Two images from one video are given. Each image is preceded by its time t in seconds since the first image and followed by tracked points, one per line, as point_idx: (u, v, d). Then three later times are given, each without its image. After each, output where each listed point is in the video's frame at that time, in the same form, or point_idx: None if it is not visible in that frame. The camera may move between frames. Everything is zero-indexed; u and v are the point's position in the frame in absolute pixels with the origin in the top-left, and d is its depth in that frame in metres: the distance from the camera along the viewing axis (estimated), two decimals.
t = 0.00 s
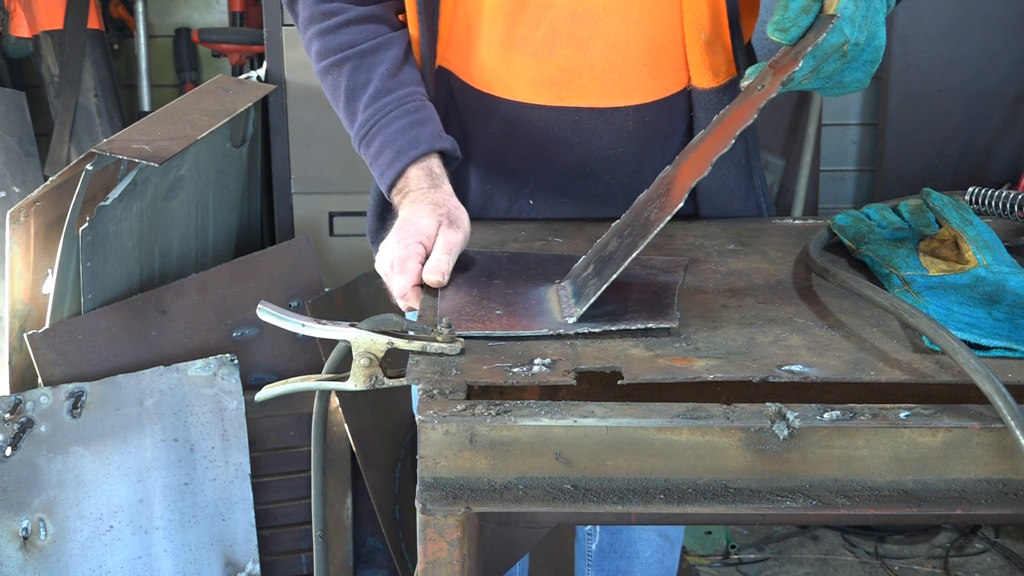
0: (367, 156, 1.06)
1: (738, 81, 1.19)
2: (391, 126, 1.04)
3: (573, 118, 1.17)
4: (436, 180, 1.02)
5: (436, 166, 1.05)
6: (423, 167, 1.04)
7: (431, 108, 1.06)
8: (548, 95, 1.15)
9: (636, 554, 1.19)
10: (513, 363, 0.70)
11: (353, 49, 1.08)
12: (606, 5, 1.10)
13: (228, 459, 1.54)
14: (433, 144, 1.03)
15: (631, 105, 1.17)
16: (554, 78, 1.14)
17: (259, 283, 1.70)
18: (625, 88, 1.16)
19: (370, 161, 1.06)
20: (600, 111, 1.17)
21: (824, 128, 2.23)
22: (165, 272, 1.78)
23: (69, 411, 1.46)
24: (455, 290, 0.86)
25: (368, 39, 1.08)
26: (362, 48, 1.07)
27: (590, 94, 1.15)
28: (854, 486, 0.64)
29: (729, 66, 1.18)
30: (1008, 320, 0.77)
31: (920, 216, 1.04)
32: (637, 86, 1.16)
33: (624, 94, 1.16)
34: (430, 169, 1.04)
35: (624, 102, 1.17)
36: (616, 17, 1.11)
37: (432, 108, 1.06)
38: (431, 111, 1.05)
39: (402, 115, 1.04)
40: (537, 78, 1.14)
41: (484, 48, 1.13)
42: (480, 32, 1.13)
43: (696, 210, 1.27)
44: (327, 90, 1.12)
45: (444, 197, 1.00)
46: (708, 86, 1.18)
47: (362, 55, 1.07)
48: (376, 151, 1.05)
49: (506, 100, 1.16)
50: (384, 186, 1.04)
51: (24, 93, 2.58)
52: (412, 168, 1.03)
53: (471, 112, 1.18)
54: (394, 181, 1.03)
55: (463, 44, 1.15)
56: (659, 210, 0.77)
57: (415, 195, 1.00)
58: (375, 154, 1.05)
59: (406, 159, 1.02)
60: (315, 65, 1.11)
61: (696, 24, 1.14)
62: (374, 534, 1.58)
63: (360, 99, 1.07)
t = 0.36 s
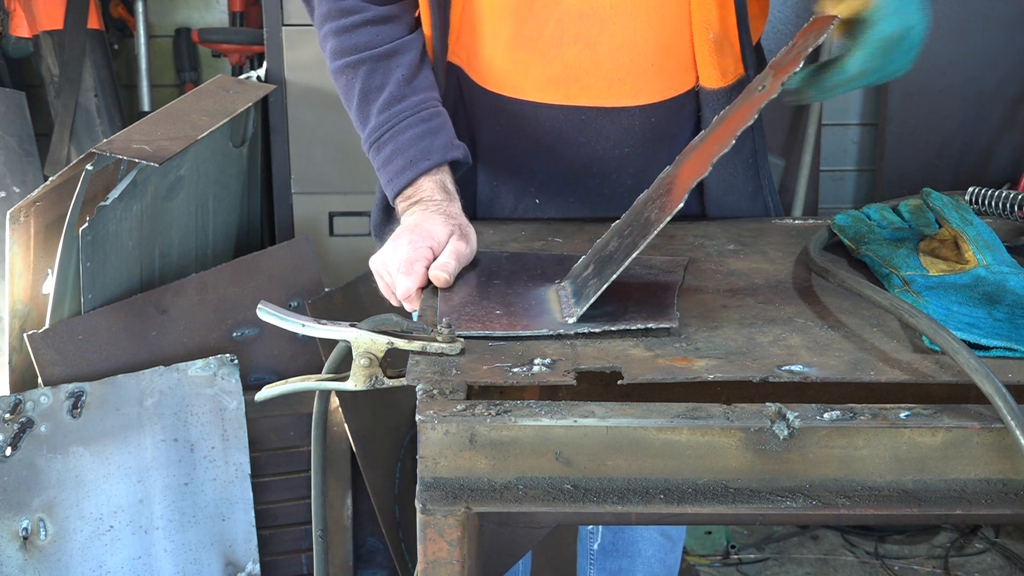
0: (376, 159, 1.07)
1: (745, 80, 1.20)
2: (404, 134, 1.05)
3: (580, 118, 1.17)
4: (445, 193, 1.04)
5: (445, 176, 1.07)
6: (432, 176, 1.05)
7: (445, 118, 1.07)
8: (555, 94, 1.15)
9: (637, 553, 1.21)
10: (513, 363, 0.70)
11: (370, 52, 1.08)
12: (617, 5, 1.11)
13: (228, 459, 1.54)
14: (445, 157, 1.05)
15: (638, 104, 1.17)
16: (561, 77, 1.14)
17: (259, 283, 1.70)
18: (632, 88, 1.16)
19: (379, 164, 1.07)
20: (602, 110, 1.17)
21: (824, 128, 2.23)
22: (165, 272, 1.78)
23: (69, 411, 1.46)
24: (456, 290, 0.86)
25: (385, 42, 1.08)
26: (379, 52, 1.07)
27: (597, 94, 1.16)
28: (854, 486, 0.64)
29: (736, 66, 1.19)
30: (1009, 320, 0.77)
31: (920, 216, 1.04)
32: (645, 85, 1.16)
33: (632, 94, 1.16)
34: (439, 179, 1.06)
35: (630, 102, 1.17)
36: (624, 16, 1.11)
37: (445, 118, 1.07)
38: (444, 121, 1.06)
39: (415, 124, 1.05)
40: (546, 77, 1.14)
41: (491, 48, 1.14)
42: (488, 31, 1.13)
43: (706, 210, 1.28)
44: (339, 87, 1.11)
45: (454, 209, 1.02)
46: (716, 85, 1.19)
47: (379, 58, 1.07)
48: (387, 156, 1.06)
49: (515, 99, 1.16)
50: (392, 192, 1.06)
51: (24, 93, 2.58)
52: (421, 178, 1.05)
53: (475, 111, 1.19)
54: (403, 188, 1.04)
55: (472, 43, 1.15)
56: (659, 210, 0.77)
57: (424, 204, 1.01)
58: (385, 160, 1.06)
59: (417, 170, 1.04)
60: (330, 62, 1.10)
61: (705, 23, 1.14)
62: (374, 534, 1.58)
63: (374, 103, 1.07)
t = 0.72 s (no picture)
0: (380, 158, 1.08)
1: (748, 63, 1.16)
2: (408, 136, 1.05)
3: (585, 114, 1.17)
4: (448, 197, 1.05)
5: (449, 179, 1.08)
6: (436, 179, 1.06)
7: (450, 121, 1.07)
8: (559, 89, 1.16)
9: (638, 551, 1.21)
10: (513, 363, 0.70)
11: (376, 50, 1.07)
12: None
13: (228, 459, 1.54)
14: (448, 161, 1.06)
15: (644, 99, 1.16)
16: (564, 72, 1.14)
17: (259, 284, 1.70)
18: (638, 81, 1.15)
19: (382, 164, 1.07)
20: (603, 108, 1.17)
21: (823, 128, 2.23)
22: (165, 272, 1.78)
23: (69, 411, 1.46)
24: (456, 290, 0.86)
25: (391, 41, 1.08)
26: (386, 51, 1.07)
27: (601, 89, 1.15)
28: (854, 486, 0.64)
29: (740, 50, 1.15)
30: (1009, 320, 0.77)
31: (920, 216, 1.04)
32: (651, 78, 1.15)
33: (639, 88, 1.15)
34: (443, 182, 1.07)
35: (635, 97, 1.16)
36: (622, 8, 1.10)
37: (451, 120, 1.08)
38: (450, 124, 1.07)
39: (420, 127, 1.05)
40: (550, 72, 1.14)
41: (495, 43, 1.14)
42: (490, 27, 1.14)
43: (712, 211, 1.28)
44: (346, 82, 1.11)
45: (457, 212, 1.03)
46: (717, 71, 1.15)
47: (385, 57, 1.07)
48: (391, 157, 1.06)
49: (522, 94, 1.17)
50: (395, 194, 1.06)
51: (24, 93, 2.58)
52: (424, 181, 1.05)
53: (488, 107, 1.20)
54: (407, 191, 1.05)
55: (478, 39, 1.17)
56: (659, 210, 0.77)
57: (428, 206, 1.02)
58: (389, 160, 1.06)
59: (420, 173, 1.05)
60: (337, 59, 1.10)
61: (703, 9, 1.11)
62: (374, 534, 1.58)
63: (381, 103, 1.08)
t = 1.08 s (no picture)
0: (371, 169, 1.08)
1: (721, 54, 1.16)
2: (396, 144, 1.06)
3: (564, 120, 1.17)
4: (443, 201, 1.05)
5: (442, 183, 1.08)
6: (429, 183, 1.06)
7: (436, 123, 1.07)
8: (536, 95, 1.15)
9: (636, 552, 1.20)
10: (513, 363, 0.70)
11: (354, 61, 1.09)
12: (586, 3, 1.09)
13: (228, 459, 1.54)
14: (438, 164, 1.05)
15: (622, 100, 1.17)
16: (541, 79, 1.14)
17: (259, 284, 1.70)
18: (615, 84, 1.15)
19: (374, 174, 1.08)
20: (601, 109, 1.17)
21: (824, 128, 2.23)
22: (165, 272, 1.78)
23: (69, 411, 1.46)
24: (457, 292, 0.86)
25: (369, 50, 1.09)
26: (362, 62, 1.08)
27: (579, 93, 1.15)
28: (854, 486, 0.64)
29: (711, 42, 1.15)
30: (1009, 320, 0.77)
31: (920, 216, 1.04)
32: (627, 80, 1.15)
33: (616, 92, 1.16)
34: (437, 186, 1.07)
35: (614, 100, 1.16)
36: (596, 11, 1.10)
37: (437, 122, 1.07)
38: (435, 128, 1.07)
39: (407, 134, 1.05)
40: (528, 80, 1.14)
41: (469, 49, 1.13)
42: (462, 35, 1.12)
43: (701, 211, 1.28)
44: (330, 98, 1.13)
45: (452, 214, 1.03)
46: (691, 65, 1.14)
47: (364, 67, 1.08)
48: (382, 166, 1.07)
49: (502, 102, 1.16)
50: (390, 203, 1.07)
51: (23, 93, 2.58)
52: (418, 188, 1.05)
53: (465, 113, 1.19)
54: (400, 198, 1.06)
55: (450, 45, 1.14)
56: (661, 215, 0.78)
57: (422, 211, 1.03)
58: (380, 170, 1.07)
59: (411, 180, 1.05)
60: (319, 75, 1.12)
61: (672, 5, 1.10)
62: (374, 534, 1.58)
63: (364, 114, 1.08)
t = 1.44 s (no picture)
0: (362, 175, 1.08)
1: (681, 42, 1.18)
2: (386, 148, 1.06)
3: (547, 108, 1.17)
4: (438, 201, 1.06)
5: (435, 183, 1.08)
6: (422, 185, 1.07)
7: (423, 126, 1.07)
8: (517, 87, 1.15)
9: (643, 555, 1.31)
10: (514, 363, 0.70)
11: (334, 70, 1.07)
12: None
13: (228, 459, 1.54)
14: (430, 164, 1.06)
15: (598, 83, 1.18)
16: (520, 70, 1.14)
17: (258, 284, 1.70)
18: (590, 68, 1.16)
19: (365, 180, 1.07)
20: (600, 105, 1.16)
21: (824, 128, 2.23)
22: (164, 273, 1.78)
23: (69, 411, 1.46)
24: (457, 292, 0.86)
25: (347, 57, 1.08)
26: (342, 69, 1.07)
27: (558, 81, 1.16)
28: (854, 486, 0.64)
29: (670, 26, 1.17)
30: (1009, 320, 0.77)
31: (920, 216, 1.04)
32: (600, 60, 1.17)
33: (592, 74, 1.17)
34: (429, 186, 1.07)
35: (591, 82, 1.17)
36: None
37: (425, 122, 1.08)
38: (423, 129, 1.07)
39: (398, 137, 1.05)
40: (504, 73, 1.14)
41: (445, 47, 1.13)
42: (436, 33, 1.11)
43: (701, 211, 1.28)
44: (312, 108, 1.11)
45: (448, 213, 1.03)
46: (653, 47, 1.17)
47: (345, 75, 1.07)
48: (373, 172, 1.06)
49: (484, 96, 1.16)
50: (384, 208, 1.07)
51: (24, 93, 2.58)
52: (412, 191, 1.06)
53: (450, 115, 1.19)
54: (394, 203, 1.06)
55: (423, 45, 1.14)
56: (662, 216, 0.78)
57: (418, 212, 1.03)
58: (372, 175, 1.06)
59: (405, 183, 1.05)
60: (299, 85, 1.10)
61: None
62: (374, 534, 1.58)
63: (351, 121, 1.08)
